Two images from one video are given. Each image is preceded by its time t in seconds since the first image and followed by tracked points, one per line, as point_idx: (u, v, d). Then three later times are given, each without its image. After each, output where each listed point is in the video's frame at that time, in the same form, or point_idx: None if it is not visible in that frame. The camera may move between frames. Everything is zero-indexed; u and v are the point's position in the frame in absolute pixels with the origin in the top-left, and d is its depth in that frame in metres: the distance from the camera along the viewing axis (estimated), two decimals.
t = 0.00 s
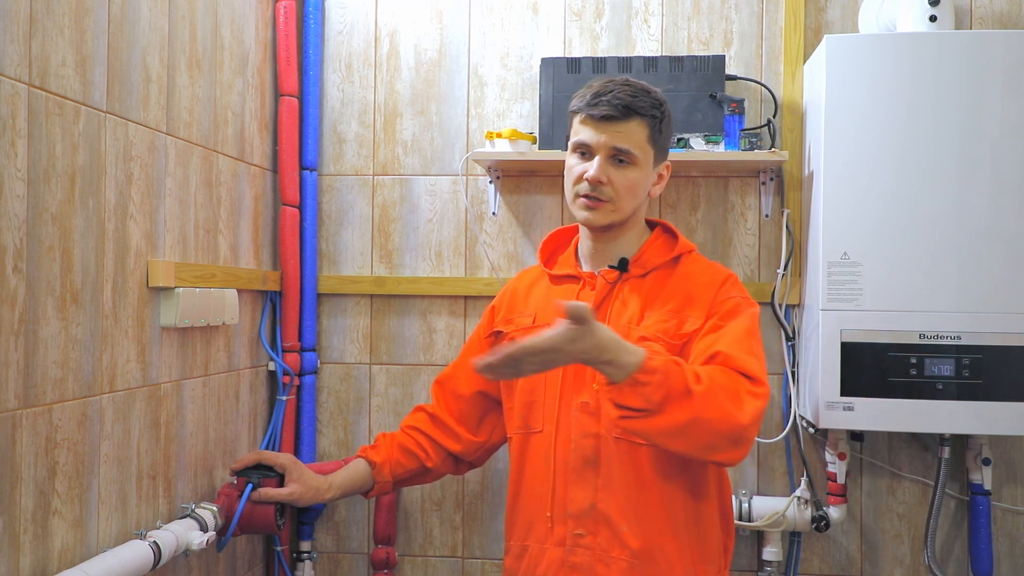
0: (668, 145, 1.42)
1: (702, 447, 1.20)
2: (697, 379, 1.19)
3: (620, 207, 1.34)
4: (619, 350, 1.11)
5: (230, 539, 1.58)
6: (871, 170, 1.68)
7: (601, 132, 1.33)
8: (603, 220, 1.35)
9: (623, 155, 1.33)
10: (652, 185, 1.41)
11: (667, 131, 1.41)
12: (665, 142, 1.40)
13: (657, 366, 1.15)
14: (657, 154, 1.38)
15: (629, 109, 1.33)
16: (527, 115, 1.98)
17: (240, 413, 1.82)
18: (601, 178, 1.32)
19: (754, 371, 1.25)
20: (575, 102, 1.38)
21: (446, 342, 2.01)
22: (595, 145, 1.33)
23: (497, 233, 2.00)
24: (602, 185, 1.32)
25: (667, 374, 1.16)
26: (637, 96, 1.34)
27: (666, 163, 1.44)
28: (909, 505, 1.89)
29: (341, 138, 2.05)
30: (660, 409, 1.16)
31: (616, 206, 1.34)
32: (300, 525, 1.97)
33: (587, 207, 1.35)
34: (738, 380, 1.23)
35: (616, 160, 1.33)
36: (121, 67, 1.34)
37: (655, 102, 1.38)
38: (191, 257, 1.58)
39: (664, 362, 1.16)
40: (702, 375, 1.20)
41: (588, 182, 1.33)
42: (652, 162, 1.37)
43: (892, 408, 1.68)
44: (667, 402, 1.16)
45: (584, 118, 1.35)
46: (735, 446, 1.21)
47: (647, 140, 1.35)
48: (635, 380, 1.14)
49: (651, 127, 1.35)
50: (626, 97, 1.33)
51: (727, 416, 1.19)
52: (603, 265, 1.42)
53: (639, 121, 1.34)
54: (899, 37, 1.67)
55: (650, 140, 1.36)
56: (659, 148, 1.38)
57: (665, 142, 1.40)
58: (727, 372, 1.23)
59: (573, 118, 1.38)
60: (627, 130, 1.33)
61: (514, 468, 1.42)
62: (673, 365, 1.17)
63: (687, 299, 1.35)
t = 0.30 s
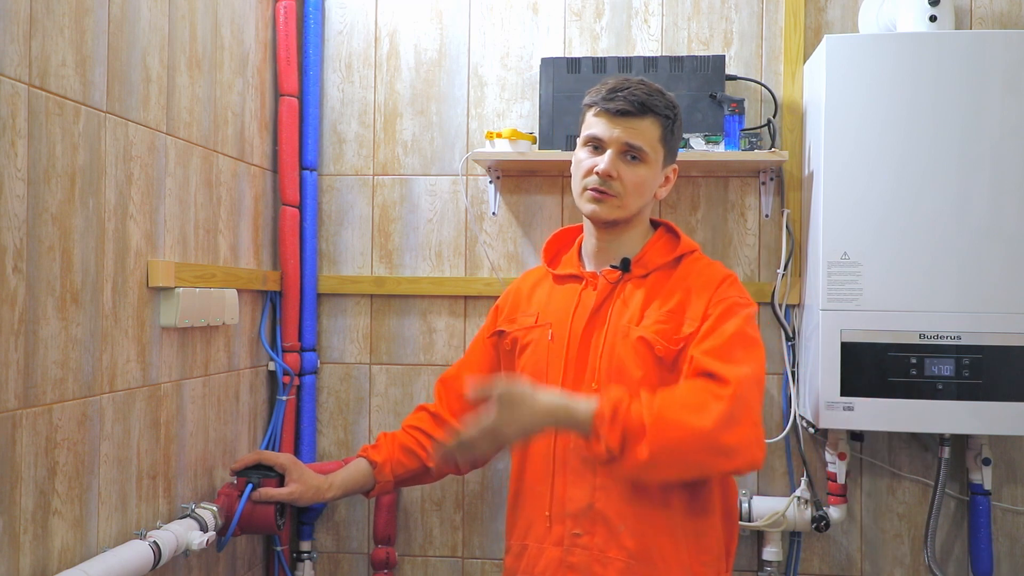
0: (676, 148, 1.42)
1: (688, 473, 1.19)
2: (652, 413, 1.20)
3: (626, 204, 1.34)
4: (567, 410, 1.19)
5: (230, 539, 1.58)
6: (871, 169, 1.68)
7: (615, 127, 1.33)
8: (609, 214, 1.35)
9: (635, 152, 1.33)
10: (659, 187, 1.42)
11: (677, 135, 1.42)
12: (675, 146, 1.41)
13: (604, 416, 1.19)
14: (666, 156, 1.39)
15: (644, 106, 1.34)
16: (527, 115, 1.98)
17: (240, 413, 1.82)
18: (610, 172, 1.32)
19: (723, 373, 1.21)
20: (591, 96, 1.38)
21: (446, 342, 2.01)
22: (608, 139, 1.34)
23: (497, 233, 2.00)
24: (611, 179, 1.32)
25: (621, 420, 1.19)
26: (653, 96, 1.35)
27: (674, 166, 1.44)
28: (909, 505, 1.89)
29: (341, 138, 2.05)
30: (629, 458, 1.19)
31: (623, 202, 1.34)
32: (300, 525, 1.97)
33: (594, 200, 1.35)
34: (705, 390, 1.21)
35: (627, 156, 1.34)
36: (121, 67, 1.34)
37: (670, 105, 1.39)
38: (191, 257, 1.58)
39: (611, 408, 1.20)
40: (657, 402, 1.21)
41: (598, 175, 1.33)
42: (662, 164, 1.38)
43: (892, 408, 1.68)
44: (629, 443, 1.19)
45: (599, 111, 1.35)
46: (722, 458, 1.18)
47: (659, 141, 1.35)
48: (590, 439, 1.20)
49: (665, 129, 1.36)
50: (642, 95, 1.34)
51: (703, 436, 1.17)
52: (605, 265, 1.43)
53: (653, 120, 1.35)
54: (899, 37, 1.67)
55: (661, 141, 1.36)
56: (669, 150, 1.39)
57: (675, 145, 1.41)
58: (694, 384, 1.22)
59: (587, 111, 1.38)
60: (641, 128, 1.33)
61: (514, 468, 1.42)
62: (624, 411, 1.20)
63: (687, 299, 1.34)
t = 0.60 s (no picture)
0: (671, 146, 1.42)
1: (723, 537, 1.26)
2: (709, 491, 1.22)
3: (619, 201, 1.34)
4: (621, 496, 1.19)
5: (230, 539, 1.58)
6: (871, 169, 1.68)
7: (606, 125, 1.33)
8: (602, 212, 1.35)
9: (627, 149, 1.34)
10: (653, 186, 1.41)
11: (671, 133, 1.42)
12: (668, 143, 1.41)
13: (663, 496, 1.20)
14: (660, 154, 1.39)
15: (635, 104, 1.34)
16: (527, 115, 1.98)
17: (240, 413, 1.82)
18: (603, 170, 1.32)
19: (768, 442, 1.25)
20: (582, 96, 1.38)
21: (446, 342, 2.01)
22: (600, 137, 1.34)
23: (497, 233, 2.00)
24: (604, 176, 1.32)
25: (681, 496, 1.21)
26: (644, 94, 1.35)
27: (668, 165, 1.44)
28: (909, 505, 1.89)
29: (341, 138, 2.05)
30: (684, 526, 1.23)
31: (616, 200, 1.34)
32: (300, 525, 1.97)
33: (587, 198, 1.35)
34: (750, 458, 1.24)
35: (619, 153, 1.34)
36: (121, 67, 1.34)
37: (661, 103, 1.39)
38: (191, 257, 1.58)
39: (671, 484, 1.21)
40: (714, 477, 1.22)
41: (591, 173, 1.33)
42: (656, 161, 1.37)
43: (892, 408, 1.68)
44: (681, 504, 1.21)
45: (591, 110, 1.35)
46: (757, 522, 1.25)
47: (651, 139, 1.35)
48: (652, 511, 1.21)
49: (657, 126, 1.36)
50: (633, 92, 1.35)
51: (748, 509, 1.23)
52: (603, 267, 1.43)
53: (645, 118, 1.35)
54: (899, 36, 1.67)
55: (654, 138, 1.36)
56: (662, 147, 1.39)
57: (669, 143, 1.41)
58: (740, 449, 1.24)
59: (580, 111, 1.38)
60: (632, 125, 1.34)
61: (514, 472, 1.42)
62: (682, 489, 1.21)
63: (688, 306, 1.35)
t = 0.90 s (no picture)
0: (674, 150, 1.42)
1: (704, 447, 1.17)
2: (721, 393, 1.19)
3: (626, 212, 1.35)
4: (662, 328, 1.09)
5: (230, 539, 1.58)
6: (871, 169, 1.68)
7: (611, 137, 1.32)
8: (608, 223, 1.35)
9: (631, 159, 1.33)
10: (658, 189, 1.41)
11: (674, 136, 1.41)
12: (672, 148, 1.40)
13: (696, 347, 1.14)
14: (664, 159, 1.38)
15: (640, 114, 1.33)
16: (527, 115, 1.98)
17: (240, 413, 1.82)
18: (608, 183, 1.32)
19: (769, 403, 1.24)
20: (585, 103, 1.37)
21: (446, 342, 2.01)
22: (605, 148, 1.33)
23: (497, 233, 2.00)
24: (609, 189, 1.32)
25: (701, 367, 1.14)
26: (648, 102, 1.34)
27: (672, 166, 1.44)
28: (910, 505, 1.89)
29: (341, 138, 2.05)
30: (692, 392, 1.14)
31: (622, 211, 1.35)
32: (300, 525, 1.97)
33: (593, 210, 1.35)
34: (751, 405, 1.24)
35: (624, 164, 1.33)
36: (121, 67, 1.34)
37: (666, 109, 1.37)
38: (191, 257, 1.58)
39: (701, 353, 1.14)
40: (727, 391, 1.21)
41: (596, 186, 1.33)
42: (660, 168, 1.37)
43: (892, 408, 1.68)
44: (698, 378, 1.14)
45: (594, 121, 1.33)
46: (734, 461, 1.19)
47: (656, 147, 1.34)
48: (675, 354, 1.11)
49: (661, 134, 1.35)
50: (638, 101, 1.32)
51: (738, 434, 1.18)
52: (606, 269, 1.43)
53: (651, 127, 1.33)
54: (899, 36, 1.67)
55: (659, 146, 1.35)
56: (667, 153, 1.38)
57: (673, 147, 1.40)
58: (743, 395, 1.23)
59: (582, 118, 1.36)
60: (637, 136, 1.32)
61: (515, 471, 1.42)
62: (702, 364, 1.14)
63: (690, 302, 1.36)
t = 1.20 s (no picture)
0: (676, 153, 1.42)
1: (681, 415, 1.15)
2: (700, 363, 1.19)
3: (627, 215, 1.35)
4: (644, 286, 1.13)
5: (230, 539, 1.58)
6: (871, 169, 1.68)
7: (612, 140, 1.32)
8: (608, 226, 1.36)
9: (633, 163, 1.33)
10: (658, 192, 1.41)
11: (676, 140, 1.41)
12: (674, 151, 1.40)
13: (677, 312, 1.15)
14: (665, 162, 1.38)
15: (641, 118, 1.33)
16: (527, 115, 1.98)
17: (240, 413, 1.82)
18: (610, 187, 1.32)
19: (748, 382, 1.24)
20: (587, 106, 1.37)
21: (446, 342, 2.01)
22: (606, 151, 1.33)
23: (497, 233, 2.00)
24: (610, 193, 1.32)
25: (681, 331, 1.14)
26: (650, 106, 1.33)
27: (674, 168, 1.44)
28: (909, 505, 1.89)
29: (341, 138, 2.05)
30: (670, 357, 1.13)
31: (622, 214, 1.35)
32: (300, 525, 1.97)
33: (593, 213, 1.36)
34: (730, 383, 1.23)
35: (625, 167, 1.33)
36: (121, 67, 1.34)
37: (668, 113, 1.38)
38: (191, 257, 1.58)
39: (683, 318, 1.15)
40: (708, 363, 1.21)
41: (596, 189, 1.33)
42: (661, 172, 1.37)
43: (892, 408, 1.68)
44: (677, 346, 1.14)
45: (597, 124, 1.33)
46: (706, 430, 1.17)
47: (658, 150, 1.35)
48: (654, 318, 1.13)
49: (663, 138, 1.35)
50: (640, 105, 1.32)
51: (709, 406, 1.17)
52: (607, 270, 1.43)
53: (652, 130, 1.34)
54: (899, 36, 1.67)
55: (660, 149, 1.35)
56: (668, 156, 1.38)
57: (675, 150, 1.40)
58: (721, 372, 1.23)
59: (585, 121, 1.36)
60: (639, 139, 1.32)
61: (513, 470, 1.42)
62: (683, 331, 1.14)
63: (686, 300, 1.36)
